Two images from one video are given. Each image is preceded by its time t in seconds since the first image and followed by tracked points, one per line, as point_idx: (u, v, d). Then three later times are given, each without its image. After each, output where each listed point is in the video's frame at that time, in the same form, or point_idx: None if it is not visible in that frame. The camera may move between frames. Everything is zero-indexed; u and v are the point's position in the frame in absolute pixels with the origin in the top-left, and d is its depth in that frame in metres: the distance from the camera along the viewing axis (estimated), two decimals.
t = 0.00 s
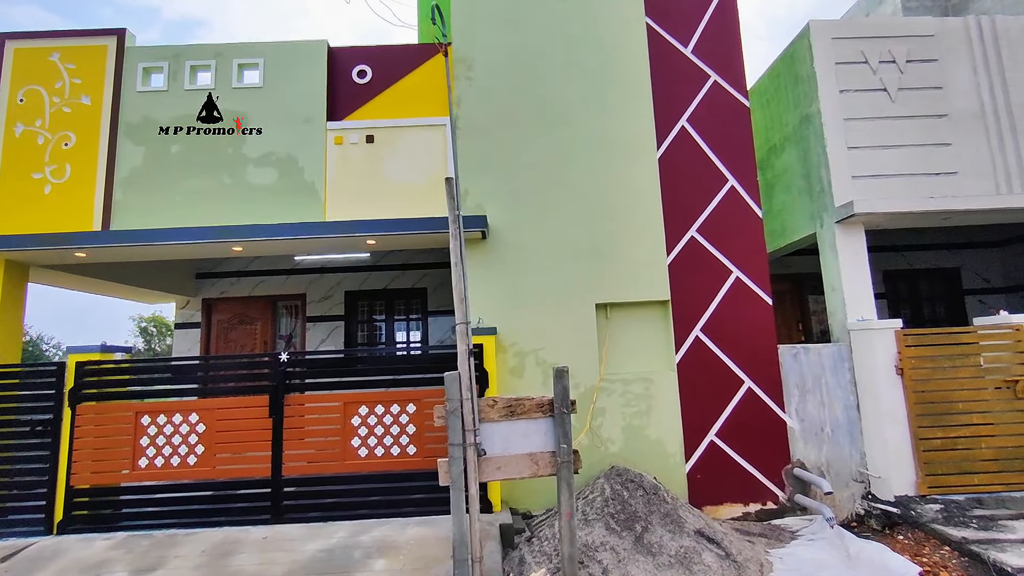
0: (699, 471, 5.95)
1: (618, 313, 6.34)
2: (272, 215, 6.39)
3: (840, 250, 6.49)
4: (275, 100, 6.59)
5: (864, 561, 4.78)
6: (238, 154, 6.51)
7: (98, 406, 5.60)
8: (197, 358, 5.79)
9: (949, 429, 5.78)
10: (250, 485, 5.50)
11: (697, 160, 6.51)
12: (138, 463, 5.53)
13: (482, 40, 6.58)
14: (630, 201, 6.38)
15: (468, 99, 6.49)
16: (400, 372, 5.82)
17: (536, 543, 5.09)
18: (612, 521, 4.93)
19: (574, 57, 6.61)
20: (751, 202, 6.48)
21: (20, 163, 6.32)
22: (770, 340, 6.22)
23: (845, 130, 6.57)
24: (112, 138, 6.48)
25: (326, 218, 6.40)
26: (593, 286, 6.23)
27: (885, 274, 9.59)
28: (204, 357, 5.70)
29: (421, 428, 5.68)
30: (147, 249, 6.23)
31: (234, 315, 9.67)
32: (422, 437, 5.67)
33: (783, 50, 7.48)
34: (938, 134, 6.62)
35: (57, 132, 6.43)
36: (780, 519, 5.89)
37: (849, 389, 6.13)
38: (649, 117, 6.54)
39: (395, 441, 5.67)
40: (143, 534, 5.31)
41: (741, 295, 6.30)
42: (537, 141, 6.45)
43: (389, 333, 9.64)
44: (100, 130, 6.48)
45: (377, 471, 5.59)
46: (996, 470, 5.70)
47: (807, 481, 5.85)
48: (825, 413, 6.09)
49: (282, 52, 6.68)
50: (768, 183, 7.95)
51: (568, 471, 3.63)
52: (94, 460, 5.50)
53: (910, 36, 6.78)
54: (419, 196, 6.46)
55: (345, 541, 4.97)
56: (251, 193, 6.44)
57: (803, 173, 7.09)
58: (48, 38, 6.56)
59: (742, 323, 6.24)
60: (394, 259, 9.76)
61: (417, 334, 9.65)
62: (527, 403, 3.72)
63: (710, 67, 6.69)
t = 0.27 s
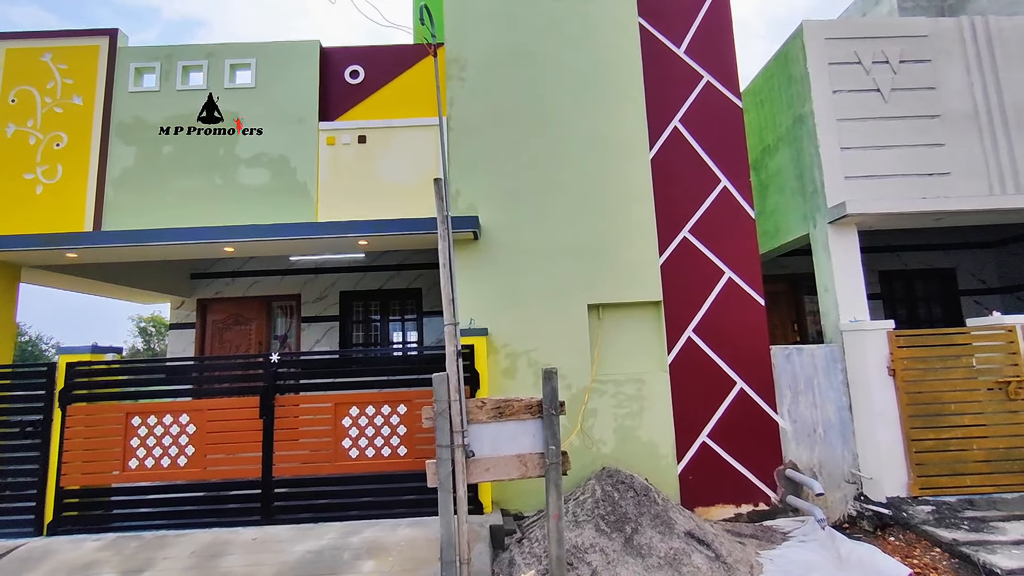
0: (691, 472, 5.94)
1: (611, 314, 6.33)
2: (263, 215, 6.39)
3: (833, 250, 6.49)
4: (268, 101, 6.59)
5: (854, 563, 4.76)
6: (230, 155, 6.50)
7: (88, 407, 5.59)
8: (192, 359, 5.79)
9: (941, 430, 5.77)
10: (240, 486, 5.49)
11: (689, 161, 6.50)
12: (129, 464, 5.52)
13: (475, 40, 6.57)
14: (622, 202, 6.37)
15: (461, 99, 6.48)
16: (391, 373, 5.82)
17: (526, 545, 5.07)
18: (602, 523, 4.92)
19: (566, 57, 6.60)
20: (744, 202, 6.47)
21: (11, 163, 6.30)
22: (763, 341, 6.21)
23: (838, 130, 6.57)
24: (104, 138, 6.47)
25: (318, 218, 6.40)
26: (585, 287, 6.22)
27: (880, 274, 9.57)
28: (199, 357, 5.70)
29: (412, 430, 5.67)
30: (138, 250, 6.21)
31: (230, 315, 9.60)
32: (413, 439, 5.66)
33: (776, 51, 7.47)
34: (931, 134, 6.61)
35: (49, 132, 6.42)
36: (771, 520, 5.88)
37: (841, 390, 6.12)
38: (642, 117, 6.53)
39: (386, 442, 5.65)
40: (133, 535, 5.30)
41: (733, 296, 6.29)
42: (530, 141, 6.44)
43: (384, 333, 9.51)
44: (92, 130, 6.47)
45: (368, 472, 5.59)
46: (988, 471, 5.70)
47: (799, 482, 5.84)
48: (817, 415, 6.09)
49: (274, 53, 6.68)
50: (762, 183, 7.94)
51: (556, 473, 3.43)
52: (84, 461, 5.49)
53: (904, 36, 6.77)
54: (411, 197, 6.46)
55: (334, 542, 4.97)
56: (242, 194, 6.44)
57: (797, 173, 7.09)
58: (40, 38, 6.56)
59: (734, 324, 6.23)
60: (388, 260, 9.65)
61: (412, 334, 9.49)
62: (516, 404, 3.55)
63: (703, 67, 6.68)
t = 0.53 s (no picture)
0: (686, 472, 5.93)
1: (607, 314, 6.31)
2: (258, 215, 6.37)
3: (830, 251, 6.47)
4: (263, 101, 6.59)
5: (850, 565, 4.74)
6: (225, 154, 6.49)
7: (82, 407, 5.58)
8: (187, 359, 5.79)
9: (937, 431, 5.76)
10: (234, 487, 5.48)
11: (685, 161, 6.48)
12: (122, 464, 5.51)
13: (470, 40, 6.55)
14: (618, 201, 6.35)
15: (456, 99, 6.47)
16: (386, 373, 5.80)
17: (521, 546, 5.03)
18: (596, 523, 4.91)
19: (562, 56, 6.58)
20: (740, 202, 6.45)
21: (5, 163, 6.28)
22: (759, 342, 6.19)
23: (834, 130, 6.55)
24: (99, 138, 6.46)
25: (313, 218, 6.38)
26: (580, 288, 6.21)
27: (878, 274, 9.56)
28: (195, 357, 5.68)
29: (406, 430, 5.66)
30: (132, 250, 6.19)
31: (227, 315, 9.56)
32: (407, 439, 5.65)
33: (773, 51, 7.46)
34: (928, 134, 6.59)
35: (43, 132, 6.40)
36: (767, 521, 5.86)
37: (838, 391, 6.10)
38: (637, 117, 6.51)
39: (381, 442, 5.64)
40: (125, 536, 5.28)
41: (729, 296, 6.27)
42: (525, 141, 6.42)
43: (381, 333, 9.48)
44: (87, 130, 6.45)
45: (362, 473, 5.57)
46: (985, 472, 5.69)
47: (794, 483, 5.82)
48: (813, 415, 6.07)
49: (269, 52, 6.67)
50: (759, 183, 7.93)
51: (551, 475, 3.33)
52: (77, 461, 5.48)
53: (901, 36, 6.75)
54: (406, 196, 6.45)
55: (328, 543, 4.95)
56: (237, 194, 6.42)
57: (793, 173, 7.08)
58: (35, 37, 6.54)
59: (730, 325, 6.21)
60: (385, 260, 9.61)
61: (409, 335, 9.46)
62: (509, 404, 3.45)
63: (700, 67, 6.66)
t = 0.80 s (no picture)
0: (685, 473, 5.90)
1: (605, 314, 6.28)
2: (255, 214, 6.35)
3: (829, 250, 6.43)
4: (260, 99, 6.56)
5: (849, 565, 4.71)
6: (222, 153, 6.47)
7: (77, 407, 5.55)
8: (184, 359, 5.76)
9: (937, 431, 5.74)
10: (231, 487, 5.45)
11: (684, 160, 6.45)
12: (117, 464, 5.47)
13: (467, 39, 6.53)
14: (617, 200, 6.32)
15: (454, 97, 6.44)
16: (383, 372, 5.77)
17: (518, 546, 5.00)
18: (594, 524, 4.87)
19: (561, 54, 6.55)
20: (739, 201, 6.42)
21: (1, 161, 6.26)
22: (758, 342, 6.16)
23: (833, 129, 6.52)
24: (95, 137, 6.43)
25: (310, 217, 6.36)
26: (578, 287, 6.18)
27: (878, 274, 9.52)
28: (194, 356, 5.65)
29: (403, 430, 5.63)
30: (128, 249, 6.16)
31: (225, 314, 9.53)
32: (404, 439, 5.62)
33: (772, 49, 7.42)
34: (928, 133, 6.56)
35: (39, 130, 6.38)
36: (766, 522, 5.83)
37: (837, 390, 6.07)
38: (636, 115, 6.48)
39: (378, 442, 5.62)
40: (121, 536, 5.25)
41: (728, 295, 6.24)
42: (523, 140, 6.40)
43: (380, 333, 9.45)
44: (83, 128, 6.43)
45: (359, 473, 5.54)
46: (985, 472, 5.67)
47: (793, 483, 5.79)
48: (813, 415, 6.03)
49: (266, 51, 6.64)
50: (759, 182, 7.90)
51: (547, 475, 3.29)
52: (72, 461, 5.45)
53: (900, 34, 6.72)
54: (404, 195, 6.42)
55: (324, 543, 4.92)
56: (234, 192, 6.40)
57: (793, 172, 7.05)
58: (31, 35, 6.52)
59: (729, 324, 6.18)
60: (384, 259, 9.56)
61: (407, 334, 9.43)
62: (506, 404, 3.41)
63: (698, 65, 6.63)
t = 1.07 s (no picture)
0: (685, 473, 5.86)
1: (605, 313, 6.24)
2: (252, 212, 6.31)
3: (831, 249, 6.40)
4: (258, 97, 6.53)
5: (851, 567, 4.67)
6: (219, 151, 6.43)
7: (73, 406, 5.51)
8: (181, 358, 5.72)
9: (938, 431, 5.70)
10: (227, 487, 5.41)
11: (684, 158, 6.41)
12: (113, 464, 5.44)
13: (466, 36, 6.48)
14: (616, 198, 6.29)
15: (453, 95, 6.40)
16: (382, 372, 5.73)
17: (517, 547, 4.95)
18: (593, 525, 4.84)
19: (561, 52, 6.51)
20: (740, 200, 6.38)
21: None
22: (758, 341, 6.12)
23: (834, 127, 6.48)
24: (91, 134, 6.39)
25: (308, 215, 6.32)
26: (577, 286, 6.14)
27: (879, 273, 9.49)
28: (192, 356, 5.61)
29: (401, 430, 5.59)
30: (125, 248, 6.12)
31: (223, 313, 9.49)
32: (402, 439, 5.58)
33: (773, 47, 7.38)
34: (930, 132, 6.52)
35: (36, 128, 6.34)
36: (767, 522, 5.79)
37: (838, 390, 6.03)
38: (636, 113, 6.44)
39: (376, 442, 5.58)
40: (117, 537, 5.21)
41: (728, 294, 6.20)
42: (523, 138, 6.36)
43: (379, 333, 9.41)
44: (80, 126, 6.39)
45: (357, 473, 5.51)
46: (987, 473, 5.63)
47: (793, 484, 5.75)
48: (814, 415, 5.99)
49: (264, 48, 6.60)
50: (759, 181, 7.85)
51: (546, 476, 3.25)
52: (68, 461, 5.41)
53: (902, 32, 6.68)
54: (402, 193, 6.39)
55: (321, 544, 4.88)
56: (232, 191, 6.36)
57: (793, 171, 7.01)
58: (27, 32, 6.48)
59: (729, 324, 6.14)
60: (382, 259, 9.51)
61: (406, 334, 9.39)
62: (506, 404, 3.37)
63: (699, 63, 6.59)
